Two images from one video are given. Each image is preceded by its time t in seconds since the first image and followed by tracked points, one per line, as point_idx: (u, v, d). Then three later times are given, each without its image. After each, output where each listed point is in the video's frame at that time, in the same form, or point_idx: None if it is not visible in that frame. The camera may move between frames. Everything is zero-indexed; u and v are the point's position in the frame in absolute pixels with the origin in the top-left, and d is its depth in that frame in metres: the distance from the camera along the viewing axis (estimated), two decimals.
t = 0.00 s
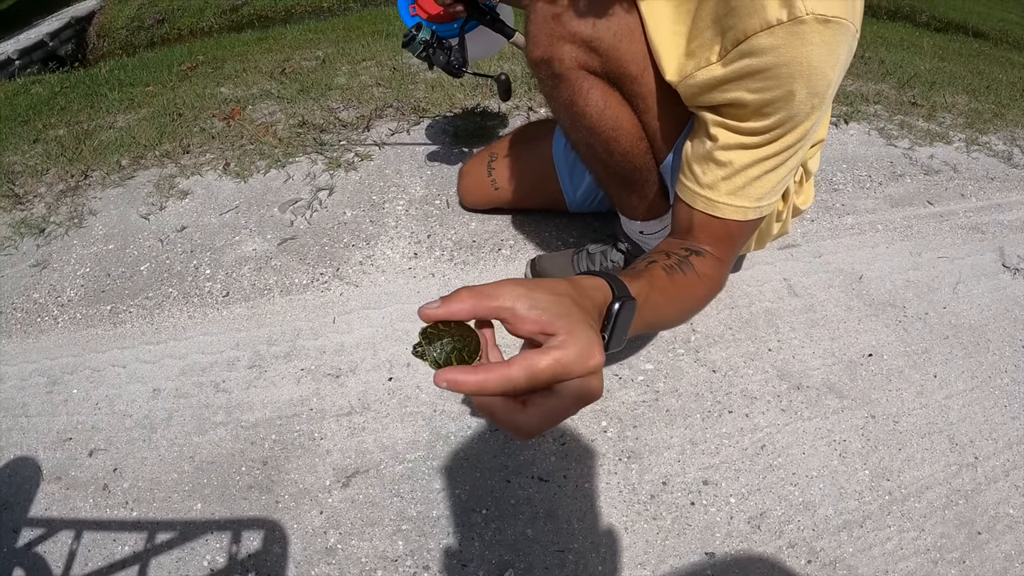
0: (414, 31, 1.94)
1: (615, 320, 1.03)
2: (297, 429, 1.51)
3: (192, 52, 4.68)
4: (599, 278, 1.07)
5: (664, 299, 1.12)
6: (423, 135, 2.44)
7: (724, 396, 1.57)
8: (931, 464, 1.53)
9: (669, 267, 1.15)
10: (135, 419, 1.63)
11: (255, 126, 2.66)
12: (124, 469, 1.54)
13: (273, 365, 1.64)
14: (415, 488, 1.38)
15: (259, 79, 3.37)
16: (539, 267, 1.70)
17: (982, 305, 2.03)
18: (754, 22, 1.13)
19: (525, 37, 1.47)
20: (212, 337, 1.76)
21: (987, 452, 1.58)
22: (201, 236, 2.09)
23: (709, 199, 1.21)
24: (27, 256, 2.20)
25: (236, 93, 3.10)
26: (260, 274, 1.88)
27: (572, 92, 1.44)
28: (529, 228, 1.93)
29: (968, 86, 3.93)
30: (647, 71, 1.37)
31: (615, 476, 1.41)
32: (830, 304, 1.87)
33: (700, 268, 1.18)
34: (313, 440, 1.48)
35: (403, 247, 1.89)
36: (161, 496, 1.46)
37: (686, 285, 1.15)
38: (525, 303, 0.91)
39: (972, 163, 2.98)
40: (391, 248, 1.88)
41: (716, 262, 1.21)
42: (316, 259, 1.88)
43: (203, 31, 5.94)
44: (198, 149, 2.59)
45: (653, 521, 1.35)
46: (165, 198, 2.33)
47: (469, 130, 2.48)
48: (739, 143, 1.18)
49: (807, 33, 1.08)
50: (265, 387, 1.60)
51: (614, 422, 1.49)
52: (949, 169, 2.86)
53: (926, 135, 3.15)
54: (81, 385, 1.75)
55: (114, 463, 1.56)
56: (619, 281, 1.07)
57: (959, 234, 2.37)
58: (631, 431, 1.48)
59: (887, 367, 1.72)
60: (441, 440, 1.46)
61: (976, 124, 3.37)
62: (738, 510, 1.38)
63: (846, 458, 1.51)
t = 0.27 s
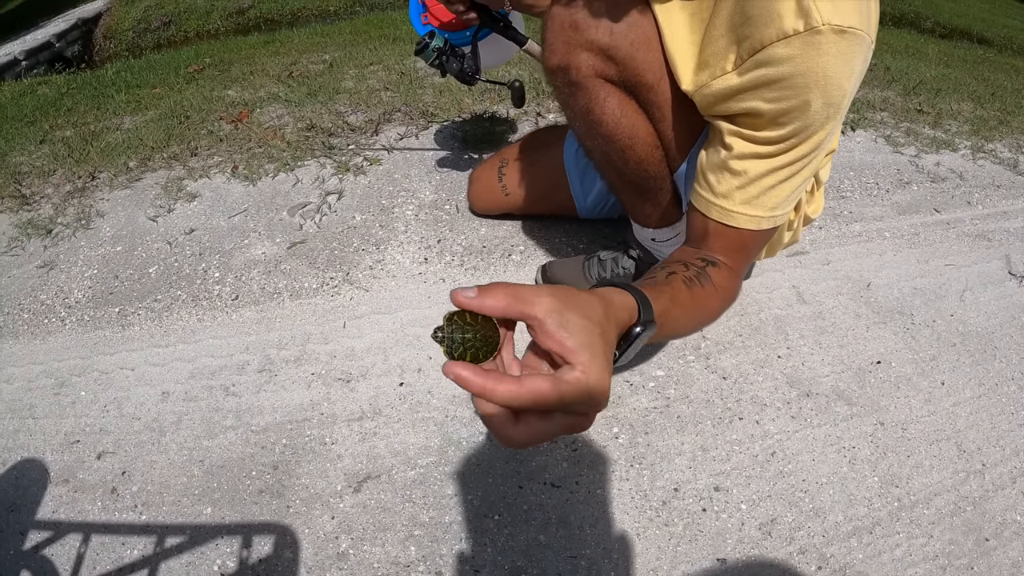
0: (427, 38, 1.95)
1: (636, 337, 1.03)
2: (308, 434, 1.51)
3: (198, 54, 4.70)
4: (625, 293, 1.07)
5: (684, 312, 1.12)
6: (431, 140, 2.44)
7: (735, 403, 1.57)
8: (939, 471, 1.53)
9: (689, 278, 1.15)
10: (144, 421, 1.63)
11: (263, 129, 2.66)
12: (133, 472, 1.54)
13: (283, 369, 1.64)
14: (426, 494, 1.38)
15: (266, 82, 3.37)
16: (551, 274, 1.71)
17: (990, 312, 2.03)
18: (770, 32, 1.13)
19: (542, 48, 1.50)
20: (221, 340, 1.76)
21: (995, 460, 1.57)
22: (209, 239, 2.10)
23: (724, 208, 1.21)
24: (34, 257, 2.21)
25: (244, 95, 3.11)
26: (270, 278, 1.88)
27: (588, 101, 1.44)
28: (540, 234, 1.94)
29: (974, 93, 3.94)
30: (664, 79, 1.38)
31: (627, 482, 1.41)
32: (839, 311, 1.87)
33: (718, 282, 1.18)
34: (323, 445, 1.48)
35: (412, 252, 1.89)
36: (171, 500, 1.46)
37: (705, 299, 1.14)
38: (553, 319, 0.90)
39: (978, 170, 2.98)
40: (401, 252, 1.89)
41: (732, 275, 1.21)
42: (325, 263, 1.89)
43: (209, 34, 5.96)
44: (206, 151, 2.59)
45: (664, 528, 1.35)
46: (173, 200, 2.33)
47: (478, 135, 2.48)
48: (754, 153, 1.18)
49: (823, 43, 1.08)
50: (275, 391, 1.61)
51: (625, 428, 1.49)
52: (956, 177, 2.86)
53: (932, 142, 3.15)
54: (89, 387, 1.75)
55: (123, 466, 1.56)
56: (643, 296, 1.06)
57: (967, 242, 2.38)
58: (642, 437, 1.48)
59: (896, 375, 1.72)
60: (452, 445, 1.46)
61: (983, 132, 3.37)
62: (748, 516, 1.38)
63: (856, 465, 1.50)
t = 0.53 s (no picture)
0: (430, 42, 1.96)
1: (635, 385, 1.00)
2: (316, 439, 1.52)
3: (204, 59, 4.73)
4: (633, 337, 1.00)
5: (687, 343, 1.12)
6: (437, 147, 2.47)
7: (738, 410, 1.58)
8: (940, 478, 1.54)
9: (702, 306, 1.14)
10: (152, 426, 1.65)
11: (270, 135, 2.68)
12: (142, 475, 1.56)
13: (291, 375, 1.66)
14: (434, 499, 1.40)
15: (272, 88, 3.40)
16: (557, 280, 1.72)
17: (992, 320, 2.04)
18: (776, 41, 1.15)
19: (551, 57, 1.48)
20: (229, 345, 1.78)
21: (996, 466, 1.59)
22: (217, 244, 2.12)
23: (730, 219, 1.21)
24: (42, 261, 2.23)
25: (250, 101, 3.13)
26: (278, 284, 1.90)
27: (598, 116, 1.45)
28: (546, 242, 1.96)
29: (977, 100, 3.96)
30: (672, 94, 1.40)
31: (632, 488, 1.42)
32: (842, 319, 1.89)
33: (724, 307, 1.18)
34: (332, 450, 1.50)
35: (419, 259, 1.92)
36: (179, 503, 1.48)
37: (710, 328, 1.15)
38: (568, 359, 0.86)
39: (980, 178, 3.00)
40: (408, 260, 1.91)
41: (737, 292, 1.21)
42: (333, 270, 1.91)
43: (214, 39, 6.00)
44: (213, 157, 2.61)
45: (669, 533, 1.36)
46: (181, 206, 2.35)
47: (484, 143, 2.50)
48: (759, 162, 1.19)
49: (828, 52, 1.10)
50: (283, 396, 1.62)
51: (631, 435, 1.51)
52: (958, 185, 2.88)
53: (934, 150, 3.17)
54: (97, 391, 1.77)
55: (132, 470, 1.57)
56: (653, 345, 1.01)
57: (969, 250, 2.39)
58: (647, 444, 1.50)
59: (898, 383, 1.74)
60: (460, 451, 1.47)
61: (985, 139, 3.39)
62: (751, 522, 1.39)
63: (858, 472, 1.52)
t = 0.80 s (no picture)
0: (429, 57, 1.96)
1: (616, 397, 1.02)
2: (318, 454, 1.54)
3: (208, 66, 4.76)
4: (619, 358, 1.03)
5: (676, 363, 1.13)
6: (440, 160, 2.49)
7: (737, 428, 1.60)
8: (938, 495, 1.55)
9: (694, 327, 1.16)
10: (155, 439, 1.67)
11: (273, 146, 2.70)
12: (145, 488, 1.57)
13: (293, 390, 1.68)
14: (434, 515, 1.41)
15: (275, 98, 3.42)
16: (557, 296, 1.73)
17: (992, 335, 2.05)
18: (773, 64, 1.16)
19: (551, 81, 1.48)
20: (233, 359, 1.80)
21: (993, 483, 1.60)
22: (220, 256, 2.14)
23: (725, 241, 1.22)
24: (45, 270, 2.25)
25: (253, 111, 3.15)
26: (281, 298, 1.93)
27: (598, 141, 1.46)
28: (546, 257, 1.98)
29: (979, 110, 3.97)
30: (673, 120, 1.41)
31: (631, 505, 1.43)
32: (841, 335, 1.90)
33: (715, 327, 1.19)
34: (334, 465, 1.51)
35: (421, 274, 1.94)
36: (182, 517, 1.49)
37: (701, 349, 1.16)
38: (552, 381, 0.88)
39: (981, 190, 3.01)
40: (410, 274, 1.94)
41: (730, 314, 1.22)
42: (336, 284, 1.94)
43: (219, 46, 6.04)
44: (216, 167, 2.63)
45: (667, 551, 1.37)
46: (184, 217, 2.37)
47: (486, 156, 2.52)
48: (754, 184, 1.20)
49: (824, 75, 1.11)
50: (286, 411, 1.64)
51: (630, 452, 1.52)
52: (959, 197, 2.89)
53: (936, 162, 3.18)
54: (100, 402, 1.78)
55: (135, 483, 1.59)
56: (638, 365, 1.03)
57: (969, 264, 2.40)
58: (646, 461, 1.51)
59: (896, 399, 1.75)
60: (460, 468, 1.49)
61: (987, 151, 3.41)
62: (749, 540, 1.40)
63: (856, 489, 1.53)
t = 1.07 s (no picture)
0: (439, 72, 1.99)
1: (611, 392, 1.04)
2: (325, 463, 1.56)
3: (213, 75, 4.80)
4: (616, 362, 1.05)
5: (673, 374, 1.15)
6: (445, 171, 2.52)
7: (739, 439, 1.61)
8: (938, 505, 1.57)
9: (692, 339, 1.18)
10: (163, 447, 1.69)
11: (279, 155, 2.72)
12: (153, 496, 1.59)
13: (301, 400, 1.71)
14: (441, 524, 1.43)
15: (280, 107, 3.45)
16: (562, 307, 1.76)
17: (992, 346, 2.07)
18: (774, 83, 1.18)
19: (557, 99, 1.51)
20: (240, 368, 1.82)
21: (993, 493, 1.61)
22: (227, 266, 2.16)
23: (726, 255, 1.24)
24: (52, 277, 2.27)
25: (259, 119, 3.18)
26: (288, 308, 1.96)
27: (604, 157, 1.49)
28: (551, 270, 2.01)
29: (981, 121, 4.00)
30: (677, 137, 1.43)
31: (634, 515, 1.45)
32: (842, 346, 1.92)
33: (714, 339, 1.21)
34: (341, 475, 1.53)
35: (427, 285, 1.98)
36: (190, 525, 1.51)
37: (698, 360, 1.18)
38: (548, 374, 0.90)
39: (982, 201, 3.04)
40: (416, 285, 1.98)
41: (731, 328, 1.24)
42: (342, 295, 1.97)
43: (223, 53, 6.09)
44: (222, 176, 2.65)
45: (670, 560, 1.38)
46: (190, 226, 2.39)
47: (491, 166, 2.55)
48: (754, 200, 1.22)
49: (824, 93, 1.12)
50: (293, 421, 1.66)
51: (634, 463, 1.54)
52: (960, 208, 2.92)
53: (937, 172, 3.21)
54: (108, 410, 1.80)
55: (143, 490, 1.61)
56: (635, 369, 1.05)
57: (970, 275, 2.43)
58: (650, 472, 1.53)
59: (897, 411, 1.77)
60: (466, 478, 1.50)
61: (988, 161, 3.44)
62: (751, 549, 1.42)
63: (856, 500, 1.54)
